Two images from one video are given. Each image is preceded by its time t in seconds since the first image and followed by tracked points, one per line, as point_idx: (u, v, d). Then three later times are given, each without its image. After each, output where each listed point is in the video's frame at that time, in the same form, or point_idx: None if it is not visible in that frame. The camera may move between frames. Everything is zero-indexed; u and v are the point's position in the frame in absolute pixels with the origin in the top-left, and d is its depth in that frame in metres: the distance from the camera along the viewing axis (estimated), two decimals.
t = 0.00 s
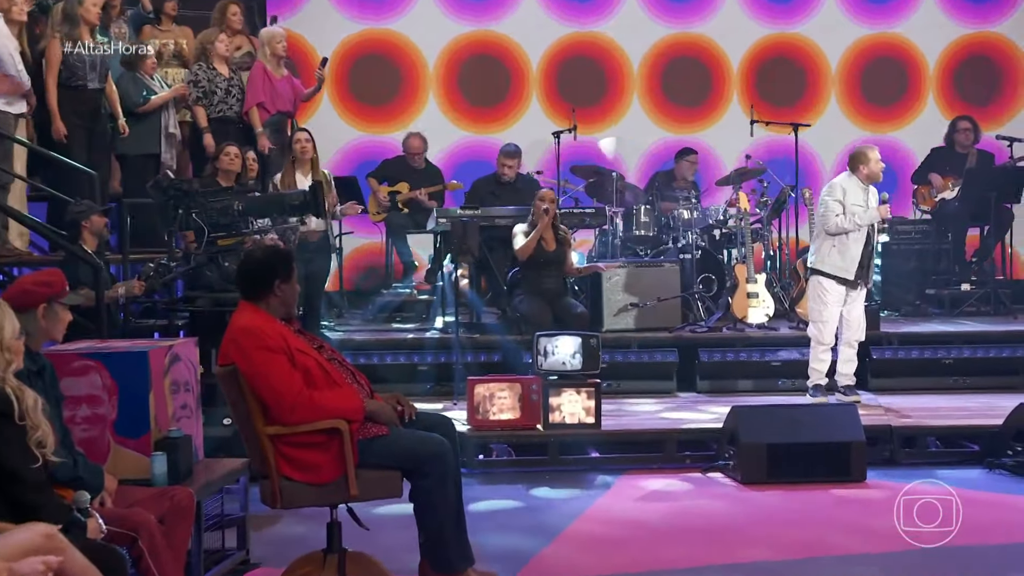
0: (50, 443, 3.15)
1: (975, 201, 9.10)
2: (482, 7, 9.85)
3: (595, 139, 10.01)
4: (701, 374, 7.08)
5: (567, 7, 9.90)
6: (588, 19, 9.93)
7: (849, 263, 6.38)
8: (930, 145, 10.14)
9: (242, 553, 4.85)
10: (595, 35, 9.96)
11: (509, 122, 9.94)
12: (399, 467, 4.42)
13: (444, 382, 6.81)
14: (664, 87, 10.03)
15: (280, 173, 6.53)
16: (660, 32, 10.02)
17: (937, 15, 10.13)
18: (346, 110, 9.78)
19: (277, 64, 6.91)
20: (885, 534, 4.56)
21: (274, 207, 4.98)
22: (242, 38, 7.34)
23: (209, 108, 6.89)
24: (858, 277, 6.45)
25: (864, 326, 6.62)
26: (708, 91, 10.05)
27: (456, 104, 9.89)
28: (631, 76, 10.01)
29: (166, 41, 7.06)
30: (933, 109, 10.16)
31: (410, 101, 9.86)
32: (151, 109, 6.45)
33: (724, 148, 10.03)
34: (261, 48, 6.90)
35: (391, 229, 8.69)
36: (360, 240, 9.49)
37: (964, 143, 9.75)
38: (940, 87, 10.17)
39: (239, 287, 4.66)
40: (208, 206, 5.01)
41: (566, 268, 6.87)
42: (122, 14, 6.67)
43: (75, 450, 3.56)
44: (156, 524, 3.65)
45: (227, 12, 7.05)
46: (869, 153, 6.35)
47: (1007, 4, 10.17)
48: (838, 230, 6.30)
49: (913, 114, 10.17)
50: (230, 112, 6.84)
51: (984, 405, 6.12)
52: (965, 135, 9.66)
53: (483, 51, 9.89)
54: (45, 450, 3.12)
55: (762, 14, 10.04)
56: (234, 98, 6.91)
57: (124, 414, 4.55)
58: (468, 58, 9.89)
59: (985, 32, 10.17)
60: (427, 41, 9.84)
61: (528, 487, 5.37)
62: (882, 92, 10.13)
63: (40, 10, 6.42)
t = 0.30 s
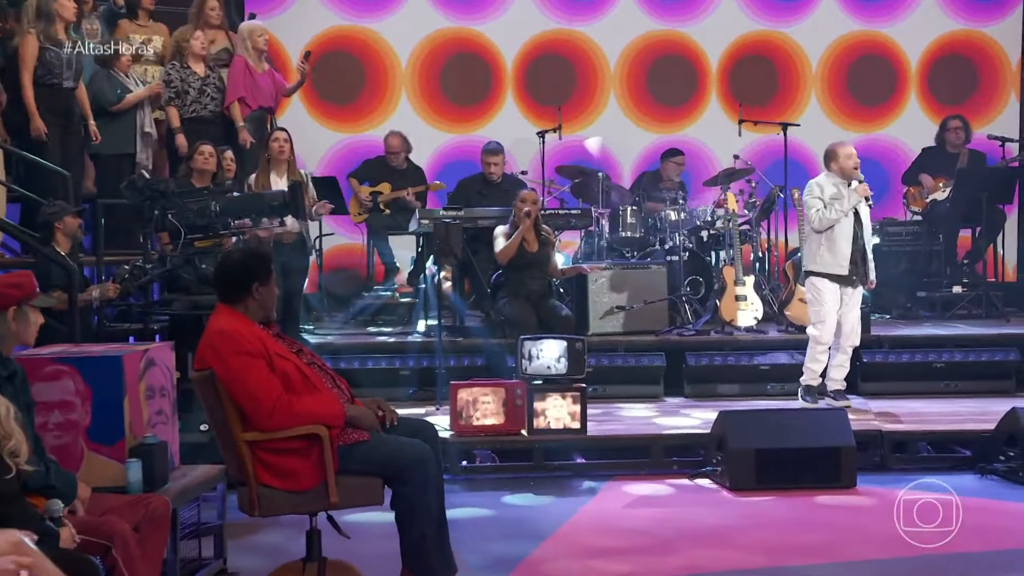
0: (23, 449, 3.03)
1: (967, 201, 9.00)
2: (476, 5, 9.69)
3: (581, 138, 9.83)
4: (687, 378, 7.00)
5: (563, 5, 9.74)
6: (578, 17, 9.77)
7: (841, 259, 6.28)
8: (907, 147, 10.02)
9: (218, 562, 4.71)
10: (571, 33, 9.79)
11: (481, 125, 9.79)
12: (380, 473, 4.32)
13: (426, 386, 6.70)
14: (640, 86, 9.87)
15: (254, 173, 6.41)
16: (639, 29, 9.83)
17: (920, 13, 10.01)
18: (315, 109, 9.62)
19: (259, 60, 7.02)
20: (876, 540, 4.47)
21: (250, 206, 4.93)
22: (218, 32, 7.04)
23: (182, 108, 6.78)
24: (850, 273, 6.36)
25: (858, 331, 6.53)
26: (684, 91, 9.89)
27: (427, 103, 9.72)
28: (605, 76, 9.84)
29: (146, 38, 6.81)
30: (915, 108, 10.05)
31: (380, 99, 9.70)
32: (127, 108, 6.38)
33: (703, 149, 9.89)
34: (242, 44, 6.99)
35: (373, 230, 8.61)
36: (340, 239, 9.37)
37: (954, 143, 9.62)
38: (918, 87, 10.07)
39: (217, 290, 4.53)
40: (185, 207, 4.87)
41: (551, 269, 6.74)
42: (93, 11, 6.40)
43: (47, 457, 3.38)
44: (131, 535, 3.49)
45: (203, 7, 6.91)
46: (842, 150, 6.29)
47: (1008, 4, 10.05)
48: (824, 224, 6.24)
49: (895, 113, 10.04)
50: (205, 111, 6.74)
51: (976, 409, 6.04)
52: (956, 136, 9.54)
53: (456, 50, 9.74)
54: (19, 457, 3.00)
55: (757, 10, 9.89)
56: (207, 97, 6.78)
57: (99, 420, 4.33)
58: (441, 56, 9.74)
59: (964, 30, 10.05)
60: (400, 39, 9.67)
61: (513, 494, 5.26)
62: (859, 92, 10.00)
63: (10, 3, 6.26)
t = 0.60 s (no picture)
0: None
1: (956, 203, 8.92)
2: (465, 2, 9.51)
3: (563, 137, 9.65)
4: (672, 383, 6.90)
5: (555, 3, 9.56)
6: (571, 14, 9.57)
7: (819, 259, 6.20)
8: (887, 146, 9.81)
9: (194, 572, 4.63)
10: (541, 30, 9.58)
11: (450, 124, 9.58)
12: (361, 481, 4.21)
13: (407, 392, 6.60)
14: (612, 85, 9.67)
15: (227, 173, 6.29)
16: (610, 27, 9.62)
17: (915, 8, 9.79)
18: (280, 108, 9.43)
19: (239, 61, 7.11)
20: (866, 549, 4.37)
21: (228, 207, 4.75)
22: (188, 29, 7.05)
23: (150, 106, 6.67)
24: (832, 273, 6.28)
25: (847, 335, 6.45)
26: (656, 90, 9.69)
27: (395, 102, 9.52)
28: (578, 74, 9.64)
29: (124, 36, 6.63)
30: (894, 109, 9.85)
31: (345, 98, 9.49)
32: (99, 107, 6.25)
33: (695, 145, 9.70)
34: (223, 45, 7.08)
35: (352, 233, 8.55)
36: (315, 240, 9.19)
37: (946, 143, 9.58)
38: (897, 85, 9.85)
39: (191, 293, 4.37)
40: (160, 208, 4.78)
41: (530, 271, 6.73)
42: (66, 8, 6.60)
43: (15, 465, 3.31)
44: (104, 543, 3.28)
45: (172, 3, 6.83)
46: (822, 149, 6.19)
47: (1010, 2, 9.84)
48: (799, 223, 6.25)
49: (875, 113, 9.85)
50: (175, 109, 6.64)
51: (966, 415, 5.96)
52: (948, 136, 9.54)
53: (424, 48, 9.53)
54: None
55: (751, 6, 9.68)
56: (176, 94, 6.67)
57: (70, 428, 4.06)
58: (408, 54, 9.53)
59: (945, 30, 9.83)
60: (366, 37, 9.47)
61: (495, 502, 5.15)
62: (837, 90, 9.80)
63: None
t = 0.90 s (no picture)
0: None
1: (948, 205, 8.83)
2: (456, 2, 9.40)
3: (546, 139, 9.48)
4: (658, 390, 6.80)
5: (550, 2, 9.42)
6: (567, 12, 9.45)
7: (796, 263, 6.13)
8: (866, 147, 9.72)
9: None
10: (511, 28, 9.43)
11: (416, 124, 9.42)
12: (337, 490, 4.07)
13: (385, 399, 6.49)
14: (583, 84, 9.52)
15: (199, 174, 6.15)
16: (582, 26, 9.47)
17: (912, 7, 9.70)
18: (242, 106, 9.27)
19: (213, 57, 6.95)
20: (858, 558, 4.26)
21: (200, 212, 4.62)
22: (153, 27, 6.83)
23: (114, 106, 6.53)
24: (809, 277, 6.19)
25: (832, 340, 6.36)
26: (628, 89, 9.55)
27: (366, 105, 9.37)
28: (551, 74, 9.48)
29: (95, 32, 6.58)
30: (873, 109, 9.76)
31: (310, 97, 9.33)
32: (67, 106, 6.09)
33: (680, 143, 9.58)
34: (196, 40, 6.89)
35: (329, 231, 8.58)
36: (292, 243, 9.02)
37: (936, 144, 9.49)
38: (876, 85, 9.76)
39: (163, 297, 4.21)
40: (131, 210, 4.67)
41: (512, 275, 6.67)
42: (32, 4, 6.51)
43: None
44: (71, 555, 3.12)
45: None
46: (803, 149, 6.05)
47: None
48: (777, 227, 6.17)
49: (853, 115, 9.75)
50: (139, 108, 6.52)
51: (956, 421, 5.87)
52: (937, 137, 9.45)
53: (392, 46, 9.39)
54: None
55: (750, 5, 9.57)
56: (141, 94, 6.56)
57: (37, 436, 3.77)
58: (376, 52, 9.39)
59: (924, 30, 9.74)
60: (333, 34, 9.31)
61: (476, 511, 5.02)
62: (815, 91, 9.70)
63: None
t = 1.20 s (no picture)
0: None
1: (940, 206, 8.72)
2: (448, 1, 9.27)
3: (528, 142, 9.35)
4: (644, 396, 6.68)
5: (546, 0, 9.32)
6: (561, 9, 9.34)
7: (778, 269, 6.04)
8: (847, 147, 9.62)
9: None
10: (482, 25, 9.30)
11: (385, 123, 9.28)
12: (314, 499, 3.88)
13: (363, 405, 6.37)
14: (558, 83, 9.39)
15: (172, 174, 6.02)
16: (557, 24, 9.34)
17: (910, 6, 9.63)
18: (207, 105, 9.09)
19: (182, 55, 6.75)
20: (850, 568, 4.14)
21: (170, 214, 4.50)
22: (121, 22, 6.78)
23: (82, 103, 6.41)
24: (792, 283, 6.08)
25: (818, 345, 6.25)
26: (601, 88, 9.42)
27: (336, 104, 9.21)
28: (523, 72, 9.35)
29: (60, 28, 6.63)
30: (852, 108, 9.66)
31: (274, 96, 9.16)
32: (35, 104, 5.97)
33: (671, 142, 9.47)
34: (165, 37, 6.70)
35: (307, 234, 8.38)
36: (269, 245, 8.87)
37: (926, 145, 9.43)
38: (856, 84, 9.66)
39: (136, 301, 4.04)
40: (101, 211, 4.54)
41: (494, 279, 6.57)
42: None
43: None
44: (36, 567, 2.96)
45: None
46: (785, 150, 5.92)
47: None
48: (758, 231, 6.06)
49: (833, 115, 9.65)
50: (108, 106, 6.39)
51: (947, 427, 5.76)
52: (927, 138, 9.37)
53: (361, 44, 9.25)
54: None
55: (750, 4, 9.48)
56: (110, 90, 6.43)
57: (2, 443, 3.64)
58: (344, 50, 9.24)
59: (907, 28, 9.66)
60: (299, 30, 9.15)
61: (457, 522, 4.89)
62: (794, 90, 9.59)
63: None
